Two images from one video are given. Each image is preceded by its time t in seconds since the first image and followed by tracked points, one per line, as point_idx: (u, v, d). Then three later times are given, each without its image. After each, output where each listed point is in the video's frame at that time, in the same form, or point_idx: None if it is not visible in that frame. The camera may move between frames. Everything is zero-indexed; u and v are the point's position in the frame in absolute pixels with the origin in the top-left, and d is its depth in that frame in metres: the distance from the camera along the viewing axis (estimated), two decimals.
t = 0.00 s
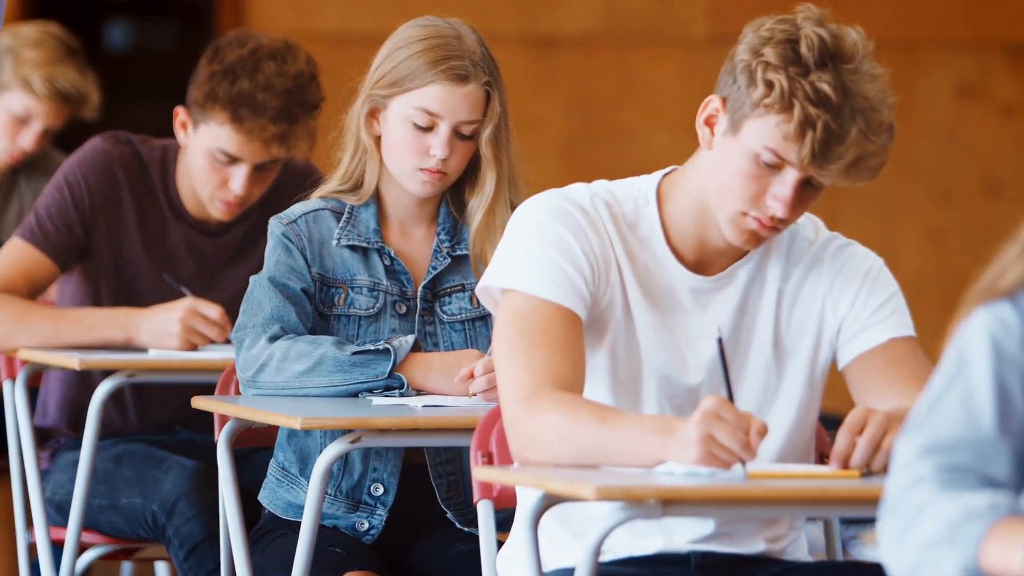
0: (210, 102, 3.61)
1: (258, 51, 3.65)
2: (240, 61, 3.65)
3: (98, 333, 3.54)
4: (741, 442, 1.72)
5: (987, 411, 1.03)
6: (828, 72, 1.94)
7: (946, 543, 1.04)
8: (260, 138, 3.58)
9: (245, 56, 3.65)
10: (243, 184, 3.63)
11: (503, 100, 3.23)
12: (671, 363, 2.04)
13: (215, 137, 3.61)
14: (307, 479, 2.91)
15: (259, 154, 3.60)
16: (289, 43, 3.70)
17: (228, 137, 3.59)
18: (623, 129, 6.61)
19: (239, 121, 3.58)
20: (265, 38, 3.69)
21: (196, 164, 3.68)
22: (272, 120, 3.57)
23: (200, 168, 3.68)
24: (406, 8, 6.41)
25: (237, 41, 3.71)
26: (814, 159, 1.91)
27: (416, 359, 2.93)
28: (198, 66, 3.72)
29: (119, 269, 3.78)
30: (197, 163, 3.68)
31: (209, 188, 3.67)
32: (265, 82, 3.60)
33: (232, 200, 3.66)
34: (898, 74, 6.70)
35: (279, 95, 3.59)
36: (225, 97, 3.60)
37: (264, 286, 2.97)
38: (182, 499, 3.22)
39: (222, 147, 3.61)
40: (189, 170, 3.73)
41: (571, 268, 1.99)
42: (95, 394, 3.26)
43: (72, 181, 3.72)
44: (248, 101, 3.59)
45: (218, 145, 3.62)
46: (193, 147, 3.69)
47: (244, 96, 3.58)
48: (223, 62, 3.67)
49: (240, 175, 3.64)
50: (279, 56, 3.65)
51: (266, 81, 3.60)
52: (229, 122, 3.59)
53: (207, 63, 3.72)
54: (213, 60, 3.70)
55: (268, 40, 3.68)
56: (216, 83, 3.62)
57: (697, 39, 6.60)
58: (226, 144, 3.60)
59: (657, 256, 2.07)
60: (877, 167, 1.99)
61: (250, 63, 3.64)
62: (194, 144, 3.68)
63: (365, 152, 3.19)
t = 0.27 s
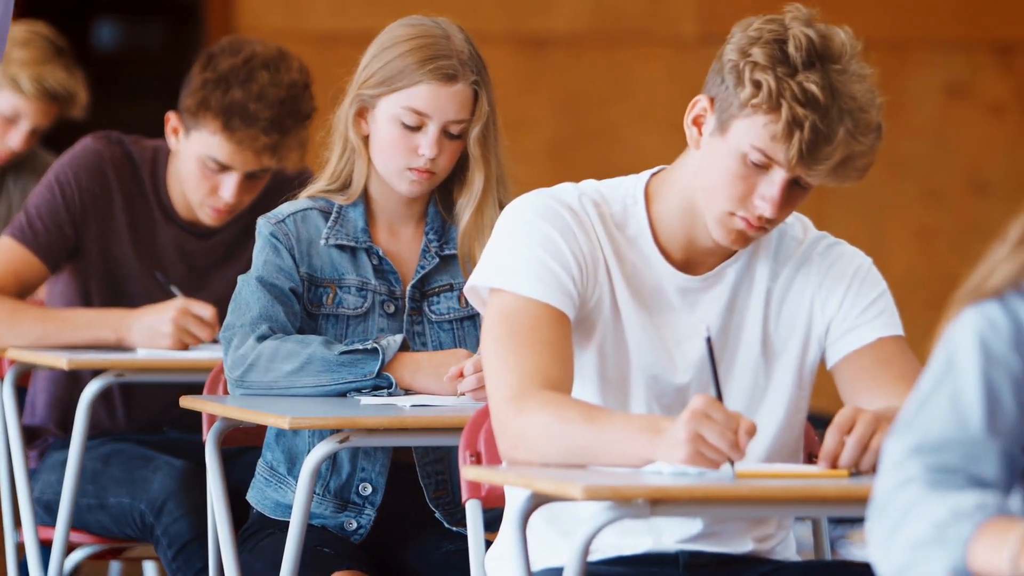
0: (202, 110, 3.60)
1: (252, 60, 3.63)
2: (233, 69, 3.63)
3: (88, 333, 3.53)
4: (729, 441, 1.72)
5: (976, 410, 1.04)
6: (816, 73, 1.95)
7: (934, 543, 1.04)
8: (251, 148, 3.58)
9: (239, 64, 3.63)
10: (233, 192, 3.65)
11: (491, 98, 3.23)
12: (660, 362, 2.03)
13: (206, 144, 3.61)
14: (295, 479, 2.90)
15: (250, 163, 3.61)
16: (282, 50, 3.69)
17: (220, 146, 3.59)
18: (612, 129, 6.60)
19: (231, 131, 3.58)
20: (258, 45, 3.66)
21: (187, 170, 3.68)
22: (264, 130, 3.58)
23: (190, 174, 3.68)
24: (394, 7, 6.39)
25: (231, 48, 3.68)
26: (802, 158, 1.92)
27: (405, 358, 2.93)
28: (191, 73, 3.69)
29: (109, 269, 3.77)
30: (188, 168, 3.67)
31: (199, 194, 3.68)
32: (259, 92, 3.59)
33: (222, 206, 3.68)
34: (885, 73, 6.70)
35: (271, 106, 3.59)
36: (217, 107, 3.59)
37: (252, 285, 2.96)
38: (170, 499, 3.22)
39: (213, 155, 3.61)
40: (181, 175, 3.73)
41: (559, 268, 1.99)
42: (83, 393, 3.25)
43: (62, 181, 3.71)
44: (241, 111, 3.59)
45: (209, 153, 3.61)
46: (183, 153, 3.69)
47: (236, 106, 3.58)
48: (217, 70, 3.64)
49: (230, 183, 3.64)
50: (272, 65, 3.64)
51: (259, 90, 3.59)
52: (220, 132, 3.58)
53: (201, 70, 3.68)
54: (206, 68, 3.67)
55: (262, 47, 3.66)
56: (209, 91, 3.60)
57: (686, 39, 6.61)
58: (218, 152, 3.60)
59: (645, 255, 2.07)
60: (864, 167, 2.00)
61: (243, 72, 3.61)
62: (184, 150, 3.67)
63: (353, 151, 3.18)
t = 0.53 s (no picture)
0: (195, 118, 3.61)
1: (245, 71, 3.68)
2: (228, 79, 3.68)
3: (76, 334, 3.53)
4: (717, 440, 1.72)
5: (964, 411, 1.03)
6: (803, 71, 1.96)
7: (922, 543, 1.04)
8: (244, 160, 3.59)
9: (233, 75, 3.68)
10: (225, 201, 3.64)
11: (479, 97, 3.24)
12: (648, 361, 2.03)
13: (197, 153, 3.61)
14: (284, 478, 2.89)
15: (242, 174, 3.61)
16: (276, 61, 3.75)
17: (211, 155, 3.59)
18: (599, 130, 6.57)
19: (223, 142, 3.58)
20: (252, 55, 3.73)
21: (178, 177, 3.68)
22: (257, 142, 3.60)
23: (182, 182, 3.68)
24: (381, 5, 6.34)
25: (226, 58, 3.75)
26: (789, 158, 1.92)
27: (393, 358, 2.92)
28: (185, 82, 3.72)
29: (99, 270, 3.77)
30: (179, 176, 3.68)
31: (190, 202, 3.68)
32: (252, 103, 3.62)
33: (212, 214, 3.68)
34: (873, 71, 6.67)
35: (264, 118, 3.62)
36: (210, 116, 3.60)
37: (239, 285, 2.95)
38: (158, 498, 3.21)
39: (203, 164, 3.61)
40: (172, 179, 3.73)
41: (547, 267, 1.99)
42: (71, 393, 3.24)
43: (53, 180, 3.70)
44: (233, 123, 3.60)
45: (201, 162, 3.62)
46: (175, 160, 3.69)
47: (229, 118, 3.59)
48: (211, 79, 3.68)
49: (222, 193, 3.63)
50: (266, 75, 3.69)
51: (252, 102, 3.62)
52: (212, 142, 3.58)
53: (193, 78, 3.74)
54: (199, 75, 3.72)
55: (255, 58, 3.73)
56: (202, 100, 3.61)
57: (673, 38, 6.59)
58: (209, 161, 3.61)
59: (633, 254, 2.06)
60: (853, 166, 2.01)
61: (236, 83, 3.65)
62: (175, 157, 3.68)
63: (341, 151, 3.17)
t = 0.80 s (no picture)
0: (188, 124, 3.74)
1: (241, 78, 3.83)
2: (222, 85, 3.83)
3: (65, 335, 3.54)
4: (706, 438, 1.72)
5: (953, 411, 1.04)
6: (790, 70, 1.96)
7: (911, 542, 1.04)
8: (236, 167, 3.73)
9: (227, 81, 3.82)
10: (216, 206, 3.78)
11: (468, 97, 3.23)
12: (637, 360, 2.02)
13: (190, 158, 3.75)
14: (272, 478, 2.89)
15: (234, 180, 3.75)
16: (270, 69, 3.88)
17: (203, 161, 3.74)
18: (587, 129, 6.48)
19: (217, 148, 3.72)
20: (247, 62, 3.86)
21: (170, 181, 3.80)
22: (250, 150, 3.73)
23: (172, 186, 3.81)
24: (368, 5, 6.31)
25: (220, 64, 3.88)
26: (777, 157, 1.92)
27: (382, 357, 2.92)
28: (180, 86, 3.85)
29: (88, 270, 3.81)
30: (171, 180, 3.80)
31: (180, 206, 3.80)
32: (246, 111, 3.76)
33: (202, 219, 3.81)
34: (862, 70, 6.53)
35: (258, 126, 3.76)
36: (204, 123, 3.74)
37: (228, 284, 2.95)
38: (147, 498, 3.20)
39: (196, 168, 3.76)
40: (162, 182, 3.83)
41: (535, 267, 1.98)
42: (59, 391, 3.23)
43: (44, 180, 3.77)
44: (227, 130, 3.74)
45: (193, 167, 3.76)
46: (166, 163, 3.81)
47: (223, 125, 3.74)
48: (205, 86, 3.82)
49: (213, 198, 3.79)
50: (260, 82, 3.83)
51: (247, 110, 3.77)
52: (207, 149, 3.72)
53: (188, 83, 3.87)
54: (194, 81, 3.86)
55: (250, 64, 3.86)
56: (196, 107, 3.76)
57: (660, 36, 6.49)
58: (201, 167, 3.75)
59: (622, 253, 2.06)
60: (840, 166, 2.02)
61: (231, 90, 3.81)
62: (167, 161, 3.80)
63: (329, 149, 3.16)
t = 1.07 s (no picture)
0: (180, 127, 3.78)
1: (233, 79, 3.85)
2: (214, 88, 3.85)
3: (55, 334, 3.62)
4: (700, 435, 1.71)
5: (942, 411, 1.04)
6: (779, 69, 1.96)
7: (900, 541, 1.03)
8: (228, 170, 3.75)
9: (220, 84, 3.85)
10: (206, 208, 3.81)
11: (458, 96, 3.23)
12: (626, 359, 2.02)
13: (180, 161, 3.79)
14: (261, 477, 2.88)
15: (225, 183, 3.78)
16: (263, 72, 3.89)
17: (194, 163, 3.77)
18: (576, 128, 6.43)
19: (208, 151, 3.75)
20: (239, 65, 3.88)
21: (160, 184, 3.83)
22: (242, 153, 3.74)
23: (162, 188, 3.83)
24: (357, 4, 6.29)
25: (212, 67, 3.90)
26: (765, 156, 1.92)
27: (371, 357, 2.91)
28: (171, 88, 3.89)
29: (77, 269, 3.86)
30: (162, 183, 3.83)
31: (170, 208, 3.83)
32: (238, 114, 3.78)
33: (192, 221, 3.83)
34: (850, 69, 6.49)
35: (250, 130, 3.77)
36: (197, 126, 3.77)
37: (217, 283, 2.96)
38: (136, 497, 3.19)
39: (186, 170, 3.79)
40: (151, 183, 3.86)
41: (524, 266, 1.98)
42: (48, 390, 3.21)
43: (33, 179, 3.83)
44: (220, 133, 3.76)
45: (184, 169, 3.79)
46: (155, 165, 3.84)
47: (215, 127, 3.76)
48: (196, 88, 3.85)
49: (203, 200, 3.80)
50: (253, 85, 3.84)
51: (239, 113, 3.78)
52: (199, 151, 3.76)
53: (180, 85, 3.89)
54: (186, 83, 3.88)
55: (242, 67, 3.87)
56: (188, 109, 3.79)
57: (650, 36, 6.44)
58: (193, 169, 3.78)
59: (611, 253, 2.06)
60: (829, 165, 2.02)
61: (223, 92, 3.83)
62: (157, 162, 3.84)
63: (319, 149, 3.16)
